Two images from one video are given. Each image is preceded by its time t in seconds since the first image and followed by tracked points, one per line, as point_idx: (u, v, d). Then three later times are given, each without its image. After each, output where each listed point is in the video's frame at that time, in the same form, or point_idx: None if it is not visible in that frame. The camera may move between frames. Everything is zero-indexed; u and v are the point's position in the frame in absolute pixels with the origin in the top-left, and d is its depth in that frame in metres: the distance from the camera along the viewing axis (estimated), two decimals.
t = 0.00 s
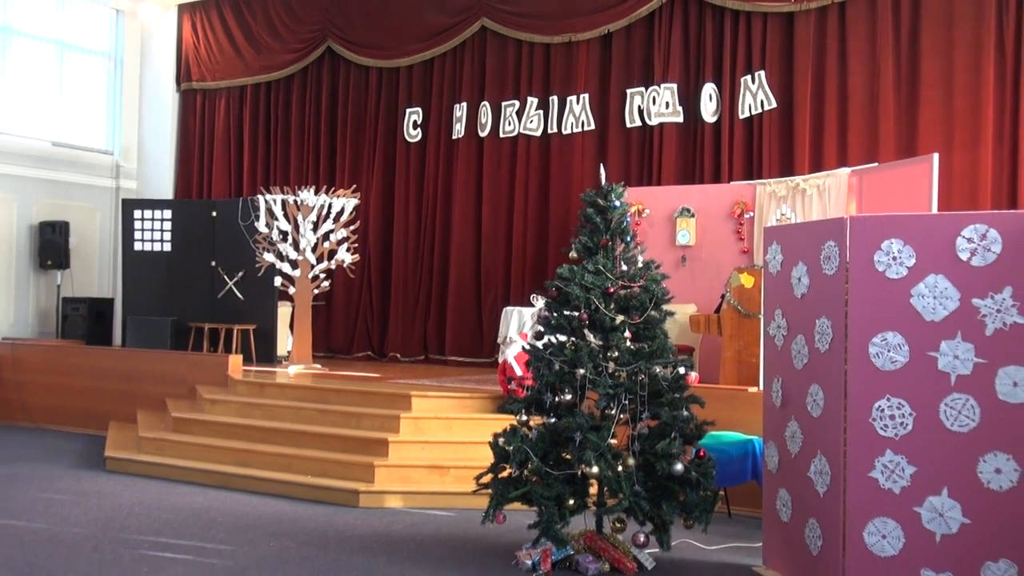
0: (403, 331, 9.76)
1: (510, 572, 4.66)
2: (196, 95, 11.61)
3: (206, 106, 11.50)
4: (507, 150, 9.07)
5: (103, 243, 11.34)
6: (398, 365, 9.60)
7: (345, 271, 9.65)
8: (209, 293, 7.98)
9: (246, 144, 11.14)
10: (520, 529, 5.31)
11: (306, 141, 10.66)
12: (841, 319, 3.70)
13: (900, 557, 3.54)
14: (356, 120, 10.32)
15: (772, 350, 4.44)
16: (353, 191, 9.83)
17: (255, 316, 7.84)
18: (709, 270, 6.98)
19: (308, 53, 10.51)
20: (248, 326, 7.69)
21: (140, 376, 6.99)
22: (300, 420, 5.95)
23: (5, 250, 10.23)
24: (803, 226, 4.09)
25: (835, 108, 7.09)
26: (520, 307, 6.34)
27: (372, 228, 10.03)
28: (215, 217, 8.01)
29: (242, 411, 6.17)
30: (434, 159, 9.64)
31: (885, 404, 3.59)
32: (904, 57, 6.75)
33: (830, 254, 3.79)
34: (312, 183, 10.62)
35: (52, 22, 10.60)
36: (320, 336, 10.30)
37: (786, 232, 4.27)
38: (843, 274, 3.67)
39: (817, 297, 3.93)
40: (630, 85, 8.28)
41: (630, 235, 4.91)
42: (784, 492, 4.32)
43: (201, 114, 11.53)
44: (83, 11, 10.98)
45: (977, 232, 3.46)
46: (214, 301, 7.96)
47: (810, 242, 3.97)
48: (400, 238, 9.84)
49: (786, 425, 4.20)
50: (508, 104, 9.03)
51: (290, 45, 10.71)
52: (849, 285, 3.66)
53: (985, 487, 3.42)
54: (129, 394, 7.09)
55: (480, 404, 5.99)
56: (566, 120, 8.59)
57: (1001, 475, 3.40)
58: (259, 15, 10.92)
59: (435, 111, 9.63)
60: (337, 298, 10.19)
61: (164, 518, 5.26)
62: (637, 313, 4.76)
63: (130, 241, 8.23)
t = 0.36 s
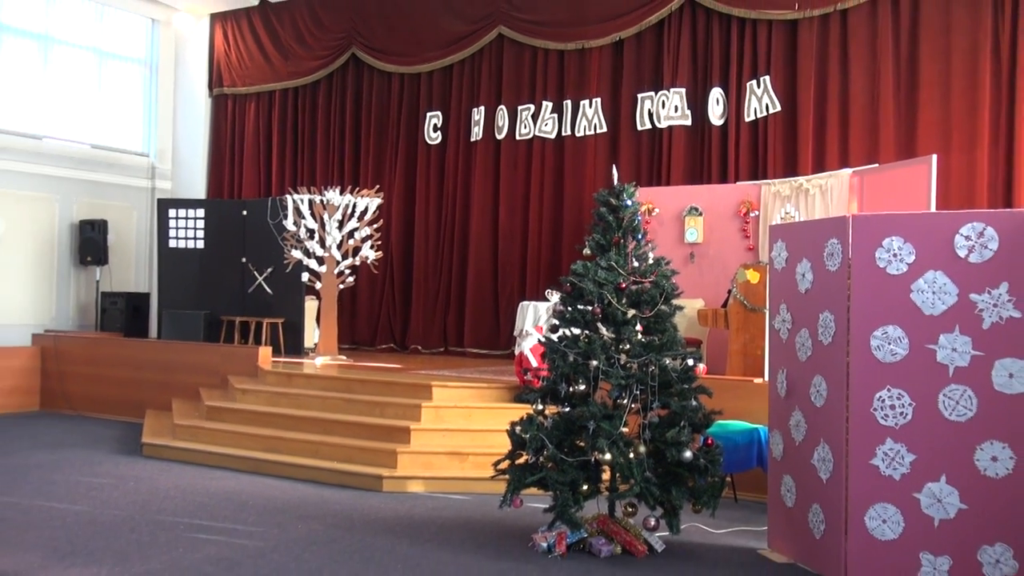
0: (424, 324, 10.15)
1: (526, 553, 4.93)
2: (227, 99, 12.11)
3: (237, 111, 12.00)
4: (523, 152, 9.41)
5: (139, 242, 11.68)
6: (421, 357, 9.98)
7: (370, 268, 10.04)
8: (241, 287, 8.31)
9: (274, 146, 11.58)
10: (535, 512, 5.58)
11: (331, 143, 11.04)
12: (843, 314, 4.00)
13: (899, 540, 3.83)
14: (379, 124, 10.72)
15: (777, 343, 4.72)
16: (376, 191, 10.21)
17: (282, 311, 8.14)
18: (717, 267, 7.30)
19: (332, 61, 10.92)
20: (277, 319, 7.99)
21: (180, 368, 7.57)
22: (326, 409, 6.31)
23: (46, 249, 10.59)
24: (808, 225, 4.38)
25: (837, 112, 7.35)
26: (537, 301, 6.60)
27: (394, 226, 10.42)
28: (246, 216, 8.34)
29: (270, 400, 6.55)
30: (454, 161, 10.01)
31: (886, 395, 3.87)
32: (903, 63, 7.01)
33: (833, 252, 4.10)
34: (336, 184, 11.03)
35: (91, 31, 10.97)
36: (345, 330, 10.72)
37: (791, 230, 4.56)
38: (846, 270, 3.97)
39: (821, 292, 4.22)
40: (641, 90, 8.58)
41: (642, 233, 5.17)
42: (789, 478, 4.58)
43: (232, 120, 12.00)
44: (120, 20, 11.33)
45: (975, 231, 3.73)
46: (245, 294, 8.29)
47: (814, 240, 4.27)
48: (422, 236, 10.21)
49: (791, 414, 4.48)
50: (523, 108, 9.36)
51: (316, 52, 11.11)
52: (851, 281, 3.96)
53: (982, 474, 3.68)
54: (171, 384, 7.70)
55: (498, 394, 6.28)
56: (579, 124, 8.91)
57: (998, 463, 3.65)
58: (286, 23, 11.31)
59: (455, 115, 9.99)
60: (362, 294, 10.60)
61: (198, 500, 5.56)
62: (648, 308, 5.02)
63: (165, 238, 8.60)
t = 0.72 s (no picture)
0: (444, 316, 10.51)
1: (541, 535, 5.18)
2: (256, 103, 12.54)
3: (266, 113, 12.45)
4: (538, 152, 9.71)
5: (173, 238, 12.03)
6: (441, 348, 10.34)
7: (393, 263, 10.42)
8: (269, 280, 8.82)
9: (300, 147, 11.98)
10: (550, 496, 5.84)
11: (355, 142, 11.44)
12: (846, 307, 4.24)
13: (900, 523, 4.08)
14: (401, 124, 11.07)
15: (783, 334, 4.97)
16: (398, 189, 10.57)
17: (310, 303, 8.60)
18: (723, 262, 7.56)
19: (357, 64, 11.29)
20: (304, 311, 8.45)
21: (212, 357, 8.01)
22: (351, 397, 6.68)
23: (85, 246, 10.93)
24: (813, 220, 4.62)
25: (840, 113, 7.62)
26: (551, 295, 6.88)
27: (415, 223, 10.78)
28: (274, 213, 8.86)
29: (297, 388, 6.96)
30: (471, 161, 10.34)
31: (887, 384, 4.12)
32: (904, 66, 7.27)
33: (837, 248, 4.35)
34: (360, 183, 11.42)
35: (127, 37, 11.34)
36: (368, 322, 11.10)
37: (796, 226, 4.80)
38: (850, 266, 4.21)
39: (825, 286, 4.47)
40: (651, 92, 8.86)
41: (652, 230, 5.43)
42: (793, 464, 4.82)
43: (260, 120, 12.39)
44: (154, 28, 11.73)
45: (974, 227, 3.97)
46: (273, 287, 8.80)
47: (819, 235, 4.52)
48: (442, 233, 10.55)
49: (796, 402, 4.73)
50: (539, 110, 9.67)
51: (340, 56, 11.49)
52: (854, 276, 4.21)
53: (980, 460, 3.92)
54: (205, 374, 8.12)
55: (514, 383, 6.59)
56: (592, 126, 9.21)
57: (995, 450, 3.88)
58: (313, 29, 11.74)
59: (472, 117, 10.30)
60: (385, 288, 10.97)
61: (228, 484, 5.85)
62: (658, 301, 5.27)
63: (197, 236, 9.09)
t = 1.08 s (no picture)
0: (458, 310, 10.85)
1: (552, 519, 5.46)
2: (279, 107, 12.98)
3: (288, 116, 12.85)
4: (548, 154, 10.02)
5: (200, 235, 12.55)
6: (456, 341, 10.68)
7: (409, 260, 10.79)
8: (292, 277, 9.15)
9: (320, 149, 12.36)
10: (560, 482, 6.11)
11: (373, 144, 11.81)
12: (845, 302, 4.51)
13: (896, 508, 4.35)
14: (417, 126, 11.40)
15: (782, 328, 5.24)
16: (414, 189, 10.93)
17: (331, 298, 8.95)
18: (726, 258, 7.92)
19: (374, 71, 11.62)
20: (325, 306, 8.80)
21: (241, 349, 8.46)
22: (370, 386, 7.03)
23: (118, 243, 11.40)
24: (811, 218, 4.89)
25: (838, 116, 7.93)
26: (561, 290, 7.21)
27: (430, 222, 11.13)
28: (296, 213, 9.19)
29: (318, 377, 7.34)
30: (484, 162, 10.67)
31: (883, 375, 4.38)
32: (899, 71, 7.57)
33: (835, 244, 4.61)
34: (378, 183, 11.80)
35: (154, 44, 11.80)
36: (385, 315, 11.47)
37: (795, 224, 5.07)
38: (848, 262, 4.48)
39: (823, 281, 4.74)
40: (657, 96, 9.17)
41: (658, 228, 5.71)
42: (792, 452, 5.08)
43: (284, 124, 12.84)
44: (181, 35, 12.18)
45: (967, 225, 4.22)
46: (296, 282, 9.13)
47: (817, 233, 4.78)
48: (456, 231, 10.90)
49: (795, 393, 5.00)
50: (549, 113, 9.98)
51: (358, 62, 11.86)
52: (853, 272, 4.47)
53: (973, 448, 4.18)
54: (232, 365, 8.52)
55: (525, 373, 6.92)
56: (600, 128, 9.50)
57: (987, 438, 4.15)
58: (332, 36, 12.11)
59: (484, 120, 10.63)
60: (401, 283, 11.33)
61: (253, 470, 6.15)
62: (663, 296, 5.55)
63: (223, 235, 9.43)
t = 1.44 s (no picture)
0: (468, 305, 11.17)
1: (557, 505, 5.76)
2: (298, 112, 13.35)
3: (306, 121, 13.24)
4: (554, 157, 10.34)
5: (223, 230, 13.19)
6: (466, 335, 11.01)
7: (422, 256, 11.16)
8: (310, 274, 9.45)
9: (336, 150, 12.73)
10: (565, 469, 6.41)
11: (387, 146, 12.17)
12: (838, 298, 4.80)
13: (886, 494, 4.63)
14: (429, 129, 11.74)
15: (778, 322, 5.54)
16: (426, 189, 11.29)
17: (346, 294, 9.20)
18: (725, 256, 8.23)
19: (388, 77, 11.97)
20: (341, 302, 9.07)
21: (259, 343, 8.81)
22: (383, 377, 7.36)
23: (145, 239, 12.07)
24: (808, 219, 5.18)
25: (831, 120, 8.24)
26: (566, 287, 7.52)
27: (440, 221, 11.47)
28: (314, 213, 9.48)
29: (334, 370, 7.67)
30: (493, 165, 10.99)
31: (875, 368, 4.67)
32: (892, 78, 7.86)
33: (829, 243, 4.90)
34: (391, 184, 12.17)
35: (179, 54, 12.40)
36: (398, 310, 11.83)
37: (791, 224, 5.36)
38: (842, 260, 4.76)
39: (817, 278, 5.03)
40: (658, 101, 9.48)
41: (659, 227, 6.02)
42: (787, 441, 5.38)
43: (302, 127, 13.24)
44: (205, 45, 12.80)
45: (957, 224, 4.49)
46: (314, 279, 9.41)
47: (813, 232, 5.08)
48: (467, 229, 11.25)
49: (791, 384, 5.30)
50: (555, 117, 10.29)
51: (372, 68, 12.20)
52: (846, 269, 4.76)
53: (961, 438, 4.44)
54: (252, 356, 8.90)
55: (532, 365, 7.24)
56: (604, 132, 9.81)
57: (975, 428, 4.41)
58: (348, 45, 12.45)
59: (493, 124, 10.95)
60: (413, 279, 11.69)
61: (273, 457, 6.47)
62: (664, 292, 5.86)
63: (244, 233, 9.82)
